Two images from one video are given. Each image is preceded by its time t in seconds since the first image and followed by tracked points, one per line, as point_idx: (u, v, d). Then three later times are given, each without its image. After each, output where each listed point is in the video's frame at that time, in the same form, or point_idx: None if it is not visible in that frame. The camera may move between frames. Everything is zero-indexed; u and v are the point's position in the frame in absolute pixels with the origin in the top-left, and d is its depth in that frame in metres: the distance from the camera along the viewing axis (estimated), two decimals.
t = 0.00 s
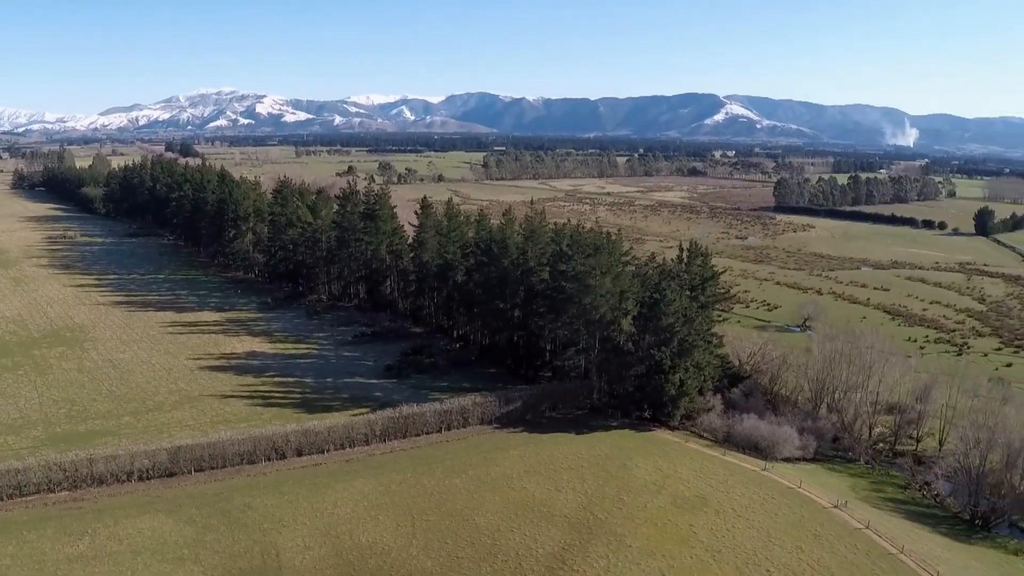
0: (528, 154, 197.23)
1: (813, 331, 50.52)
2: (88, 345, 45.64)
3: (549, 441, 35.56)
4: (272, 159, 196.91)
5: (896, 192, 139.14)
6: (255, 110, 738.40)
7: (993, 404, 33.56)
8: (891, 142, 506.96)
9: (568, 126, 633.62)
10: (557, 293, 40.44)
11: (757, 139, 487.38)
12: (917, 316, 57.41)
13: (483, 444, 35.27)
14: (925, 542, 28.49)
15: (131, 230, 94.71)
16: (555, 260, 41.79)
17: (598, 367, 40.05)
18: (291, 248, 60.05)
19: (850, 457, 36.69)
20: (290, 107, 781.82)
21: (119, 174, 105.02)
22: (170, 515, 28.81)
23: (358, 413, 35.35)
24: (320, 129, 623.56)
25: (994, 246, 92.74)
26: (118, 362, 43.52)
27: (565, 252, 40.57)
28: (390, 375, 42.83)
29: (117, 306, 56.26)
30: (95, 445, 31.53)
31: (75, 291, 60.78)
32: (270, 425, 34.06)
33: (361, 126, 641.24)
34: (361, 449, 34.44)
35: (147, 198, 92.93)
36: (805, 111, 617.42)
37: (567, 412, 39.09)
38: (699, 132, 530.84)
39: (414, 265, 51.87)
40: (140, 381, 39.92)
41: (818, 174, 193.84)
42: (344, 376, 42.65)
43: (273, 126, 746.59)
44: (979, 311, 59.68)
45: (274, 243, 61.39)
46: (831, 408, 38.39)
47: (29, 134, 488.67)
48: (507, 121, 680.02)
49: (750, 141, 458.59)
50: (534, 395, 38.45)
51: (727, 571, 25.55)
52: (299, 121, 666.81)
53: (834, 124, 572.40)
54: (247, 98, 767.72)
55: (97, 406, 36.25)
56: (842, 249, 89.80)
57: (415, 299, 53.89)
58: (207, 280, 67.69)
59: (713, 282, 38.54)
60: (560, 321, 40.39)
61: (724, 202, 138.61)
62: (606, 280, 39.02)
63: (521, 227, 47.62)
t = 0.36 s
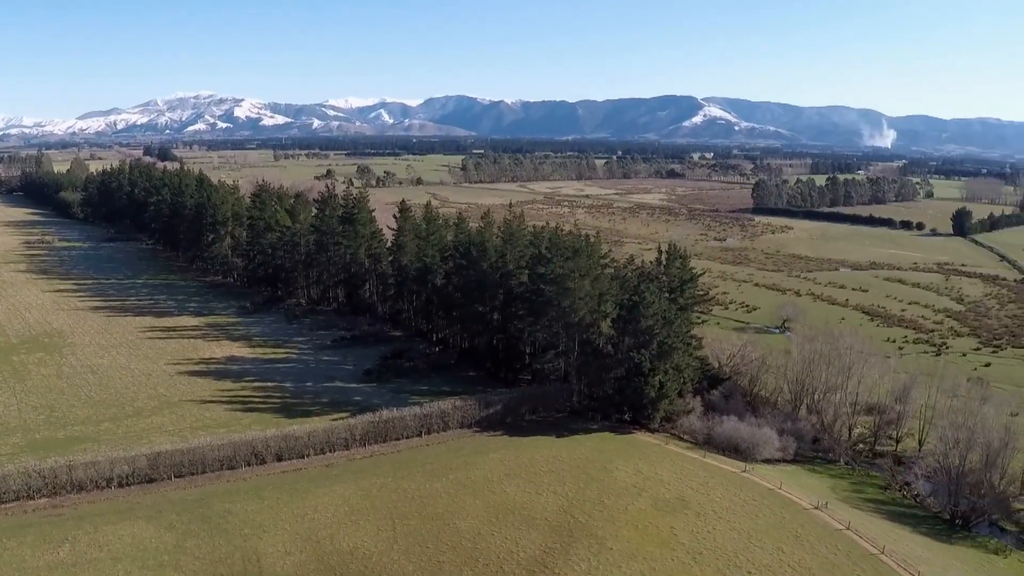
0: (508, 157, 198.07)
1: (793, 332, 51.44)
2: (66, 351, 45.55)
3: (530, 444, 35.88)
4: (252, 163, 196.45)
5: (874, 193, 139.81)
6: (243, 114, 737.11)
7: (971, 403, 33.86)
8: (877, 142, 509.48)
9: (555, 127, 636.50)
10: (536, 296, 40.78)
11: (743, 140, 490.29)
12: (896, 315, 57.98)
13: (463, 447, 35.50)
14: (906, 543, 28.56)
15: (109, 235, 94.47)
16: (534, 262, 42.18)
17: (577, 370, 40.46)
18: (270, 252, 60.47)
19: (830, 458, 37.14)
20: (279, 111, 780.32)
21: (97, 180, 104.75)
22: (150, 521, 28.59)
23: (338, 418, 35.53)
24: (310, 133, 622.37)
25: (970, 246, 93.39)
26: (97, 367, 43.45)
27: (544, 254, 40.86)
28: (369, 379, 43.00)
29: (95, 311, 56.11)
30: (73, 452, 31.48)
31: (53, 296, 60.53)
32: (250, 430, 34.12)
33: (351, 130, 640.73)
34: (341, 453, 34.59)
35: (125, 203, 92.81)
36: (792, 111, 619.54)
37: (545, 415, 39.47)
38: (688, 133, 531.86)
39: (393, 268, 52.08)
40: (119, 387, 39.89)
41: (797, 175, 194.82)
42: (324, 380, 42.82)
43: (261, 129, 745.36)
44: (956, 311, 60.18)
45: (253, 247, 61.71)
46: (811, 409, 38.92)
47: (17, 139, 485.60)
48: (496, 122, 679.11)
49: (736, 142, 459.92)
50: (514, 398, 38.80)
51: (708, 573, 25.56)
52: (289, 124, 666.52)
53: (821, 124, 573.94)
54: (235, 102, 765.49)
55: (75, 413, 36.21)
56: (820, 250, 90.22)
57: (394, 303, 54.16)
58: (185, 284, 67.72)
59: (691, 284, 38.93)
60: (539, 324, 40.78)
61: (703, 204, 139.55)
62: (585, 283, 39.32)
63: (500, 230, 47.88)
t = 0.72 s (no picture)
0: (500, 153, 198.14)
1: (784, 327, 51.60)
2: (58, 350, 45.46)
3: (522, 440, 35.98)
4: (243, 161, 196.10)
5: (865, 188, 139.79)
6: (238, 113, 735.94)
7: (963, 398, 33.94)
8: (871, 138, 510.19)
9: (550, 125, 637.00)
10: (529, 293, 40.88)
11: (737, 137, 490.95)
12: (887, 310, 58.13)
13: (456, 444, 35.56)
14: (899, 537, 28.58)
15: (100, 233, 94.37)
16: (526, 259, 42.25)
17: (569, 366, 40.52)
18: (262, 250, 60.47)
19: (822, 452, 37.18)
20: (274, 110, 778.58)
21: (88, 177, 104.56)
22: (143, 520, 28.53)
23: (331, 415, 35.56)
24: (305, 131, 621.72)
25: (961, 241, 93.54)
26: (89, 366, 43.39)
27: (536, 251, 40.92)
28: (362, 376, 43.04)
29: (87, 309, 56.02)
30: (65, 451, 31.42)
31: (44, 295, 60.40)
32: (242, 428, 34.13)
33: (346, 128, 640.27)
34: (333, 451, 34.62)
35: (116, 200, 92.63)
36: (786, 108, 621.08)
37: (538, 411, 39.60)
38: (683, 129, 531.82)
39: (385, 265, 52.14)
40: (111, 385, 39.85)
41: (788, 171, 194.86)
42: (316, 377, 42.84)
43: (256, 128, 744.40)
44: (947, 306, 60.28)
45: (244, 244, 61.69)
46: (803, 404, 39.11)
47: (12, 139, 484.37)
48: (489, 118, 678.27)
49: (730, 138, 460.18)
50: (506, 395, 38.91)
51: (701, 569, 25.54)
52: (284, 123, 665.48)
53: (815, 119, 574.08)
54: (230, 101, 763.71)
55: (67, 412, 36.15)
56: (811, 245, 90.34)
57: (386, 300, 54.24)
58: (176, 282, 67.68)
59: (683, 280, 39.13)
60: (531, 321, 40.89)
61: (695, 199, 139.72)
62: (577, 279, 39.40)
63: (491, 226, 47.96)
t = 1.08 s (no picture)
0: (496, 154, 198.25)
1: (781, 327, 51.64)
2: (55, 353, 45.42)
3: (520, 441, 35.98)
4: (239, 163, 195.96)
5: (862, 187, 139.90)
6: (236, 114, 735.81)
7: (960, 397, 33.96)
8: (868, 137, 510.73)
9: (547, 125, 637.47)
10: (525, 293, 40.91)
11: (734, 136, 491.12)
12: (884, 310, 58.22)
13: (454, 446, 35.54)
14: (897, 537, 28.57)
15: (96, 235, 94.37)
16: (522, 260, 42.27)
17: (566, 367, 40.53)
18: (258, 252, 60.52)
19: (819, 452, 37.17)
20: (272, 111, 777.84)
21: (84, 180, 104.51)
22: (140, 523, 28.49)
23: (328, 417, 35.56)
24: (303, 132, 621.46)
25: (958, 240, 93.65)
26: (86, 368, 43.35)
27: (532, 252, 40.95)
28: (359, 377, 43.04)
29: (84, 312, 55.98)
30: (62, 454, 31.37)
31: (41, 298, 60.37)
32: (239, 431, 34.10)
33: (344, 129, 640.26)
34: (331, 453, 34.60)
35: (112, 202, 92.59)
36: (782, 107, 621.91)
37: (535, 412, 39.60)
38: (680, 129, 532.25)
39: (382, 267, 52.19)
40: (108, 388, 39.83)
41: (784, 170, 195.09)
42: (314, 379, 42.83)
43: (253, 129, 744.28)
44: (944, 305, 60.33)
45: (241, 247, 61.72)
46: (801, 404, 39.16)
47: None
48: (486, 118, 678.75)
49: (727, 137, 460.56)
50: (503, 396, 38.93)
51: (698, 570, 25.55)
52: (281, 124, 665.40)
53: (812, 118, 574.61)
54: (228, 102, 764.13)
55: (64, 415, 36.12)
56: (808, 245, 90.40)
57: (383, 301, 54.29)
58: (173, 284, 67.67)
59: (679, 281, 39.14)
60: (528, 322, 40.92)
61: (691, 199, 139.87)
62: (574, 280, 39.44)
63: (488, 228, 48.00)
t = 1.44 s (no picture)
0: (493, 152, 198.34)
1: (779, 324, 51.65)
2: (53, 353, 45.37)
3: (518, 440, 36.01)
4: (236, 161, 195.72)
5: (859, 184, 140.00)
6: (233, 114, 735.40)
7: (959, 394, 33.99)
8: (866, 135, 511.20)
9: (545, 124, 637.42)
10: (523, 292, 40.91)
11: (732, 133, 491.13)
12: (882, 306, 58.26)
13: (452, 444, 35.55)
14: (895, 534, 28.58)
15: (94, 234, 94.23)
16: (520, 258, 42.27)
17: (564, 366, 40.56)
18: (256, 251, 60.49)
19: (818, 450, 37.21)
20: (270, 111, 777.58)
21: (82, 179, 104.38)
22: (139, 523, 28.45)
23: (326, 417, 35.55)
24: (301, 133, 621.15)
25: (955, 237, 93.70)
26: (84, 368, 43.31)
27: (530, 250, 40.92)
28: (357, 376, 43.02)
29: (82, 311, 55.93)
30: (60, 455, 31.32)
31: (38, 297, 60.33)
32: (238, 430, 34.06)
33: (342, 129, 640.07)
34: (329, 452, 34.59)
35: (110, 201, 92.47)
36: (779, 105, 622.50)
37: (533, 410, 39.62)
38: (677, 127, 532.39)
39: (380, 265, 52.17)
40: (106, 388, 39.78)
41: (782, 167, 195.15)
42: (311, 378, 42.80)
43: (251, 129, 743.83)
44: (942, 302, 60.34)
45: (239, 245, 61.70)
46: (799, 402, 39.19)
47: None
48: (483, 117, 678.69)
49: (725, 135, 460.98)
50: (502, 395, 38.95)
51: (697, 568, 25.53)
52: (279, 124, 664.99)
53: (809, 115, 575.15)
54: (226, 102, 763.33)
55: (63, 415, 36.07)
56: (806, 241, 90.43)
57: (381, 300, 54.31)
58: (171, 283, 67.64)
59: (677, 278, 39.10)
60: (526, 320, 40.92)
61: (688, 196, 139.98)
62: (572, 278, 39.43)
63: (485, 226, 47.96)
